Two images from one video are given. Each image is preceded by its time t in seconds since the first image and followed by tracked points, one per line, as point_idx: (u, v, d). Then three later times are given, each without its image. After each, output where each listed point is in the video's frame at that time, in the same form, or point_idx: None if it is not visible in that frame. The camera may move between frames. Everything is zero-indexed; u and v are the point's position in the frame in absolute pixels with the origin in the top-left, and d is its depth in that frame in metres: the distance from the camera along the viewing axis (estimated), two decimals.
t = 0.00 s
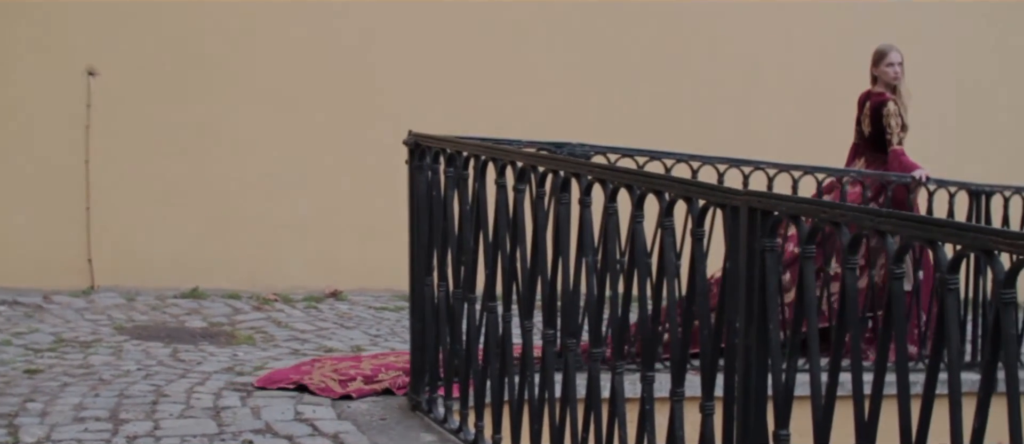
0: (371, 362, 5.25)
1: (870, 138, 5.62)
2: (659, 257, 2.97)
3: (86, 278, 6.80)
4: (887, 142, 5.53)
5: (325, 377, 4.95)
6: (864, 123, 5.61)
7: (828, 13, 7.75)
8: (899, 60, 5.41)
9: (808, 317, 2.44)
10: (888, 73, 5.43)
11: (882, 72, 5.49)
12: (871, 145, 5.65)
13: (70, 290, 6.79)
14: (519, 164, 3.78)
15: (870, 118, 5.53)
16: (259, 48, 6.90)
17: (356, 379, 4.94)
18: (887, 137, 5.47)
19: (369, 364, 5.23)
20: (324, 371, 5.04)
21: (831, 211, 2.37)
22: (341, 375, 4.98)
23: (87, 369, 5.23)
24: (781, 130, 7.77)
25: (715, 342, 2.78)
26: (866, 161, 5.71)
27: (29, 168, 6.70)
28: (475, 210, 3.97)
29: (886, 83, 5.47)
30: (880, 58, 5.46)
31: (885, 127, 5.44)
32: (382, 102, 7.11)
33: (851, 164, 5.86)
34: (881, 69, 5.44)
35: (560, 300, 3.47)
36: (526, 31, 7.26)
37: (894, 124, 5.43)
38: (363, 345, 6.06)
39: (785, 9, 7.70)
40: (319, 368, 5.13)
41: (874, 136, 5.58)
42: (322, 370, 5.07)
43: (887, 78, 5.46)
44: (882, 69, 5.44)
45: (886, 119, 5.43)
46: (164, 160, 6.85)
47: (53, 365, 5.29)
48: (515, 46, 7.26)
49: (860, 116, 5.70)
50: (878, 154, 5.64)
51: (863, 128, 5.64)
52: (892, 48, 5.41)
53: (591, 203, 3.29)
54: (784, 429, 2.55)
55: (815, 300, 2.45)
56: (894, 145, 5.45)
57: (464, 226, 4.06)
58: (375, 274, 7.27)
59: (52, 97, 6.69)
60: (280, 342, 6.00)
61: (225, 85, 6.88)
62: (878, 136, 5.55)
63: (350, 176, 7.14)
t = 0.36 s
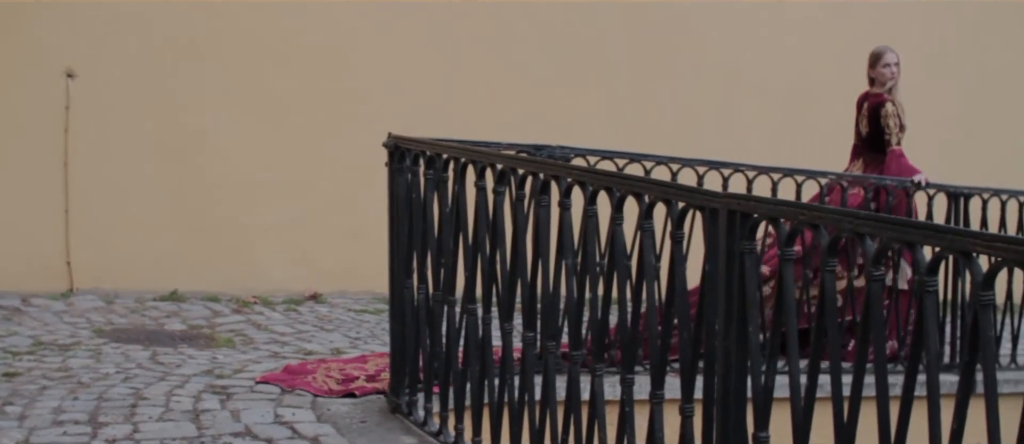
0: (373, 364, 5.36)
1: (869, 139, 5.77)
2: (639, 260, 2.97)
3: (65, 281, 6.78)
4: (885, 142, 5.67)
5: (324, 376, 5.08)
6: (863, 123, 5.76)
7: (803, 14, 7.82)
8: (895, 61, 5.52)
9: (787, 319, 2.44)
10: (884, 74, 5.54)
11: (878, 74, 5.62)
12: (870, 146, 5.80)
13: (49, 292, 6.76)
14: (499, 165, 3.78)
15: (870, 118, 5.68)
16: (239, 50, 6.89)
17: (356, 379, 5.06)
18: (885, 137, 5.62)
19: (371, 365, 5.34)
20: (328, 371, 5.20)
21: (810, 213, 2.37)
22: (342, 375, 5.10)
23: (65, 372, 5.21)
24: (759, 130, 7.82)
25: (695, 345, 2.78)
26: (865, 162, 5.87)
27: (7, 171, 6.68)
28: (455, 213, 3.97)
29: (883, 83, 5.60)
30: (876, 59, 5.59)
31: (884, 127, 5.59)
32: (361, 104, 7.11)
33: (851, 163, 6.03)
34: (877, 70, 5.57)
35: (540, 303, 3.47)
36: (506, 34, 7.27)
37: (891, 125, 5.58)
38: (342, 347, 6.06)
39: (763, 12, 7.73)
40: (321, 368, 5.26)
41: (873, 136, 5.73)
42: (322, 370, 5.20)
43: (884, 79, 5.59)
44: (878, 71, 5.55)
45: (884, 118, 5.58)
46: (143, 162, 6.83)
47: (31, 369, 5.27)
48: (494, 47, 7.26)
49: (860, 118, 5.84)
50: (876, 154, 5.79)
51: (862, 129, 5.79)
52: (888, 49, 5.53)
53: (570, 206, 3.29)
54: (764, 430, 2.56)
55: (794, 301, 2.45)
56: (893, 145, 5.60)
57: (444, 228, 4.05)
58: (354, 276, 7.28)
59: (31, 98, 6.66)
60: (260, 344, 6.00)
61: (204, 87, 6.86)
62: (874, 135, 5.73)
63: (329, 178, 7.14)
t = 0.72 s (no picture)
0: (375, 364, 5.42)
1: (862, 139, 5.83)
2: (621, 260, 2.97)
3: (47, 283, 6.76)
4: (882, 141, 5.74)
5: (326, 375, 5.16)
6: (858, 123, 5.83)
7: (781, 13, 7.86)
8: (893, 60, 5.63)
9: (770, 320, 2.45)
10: (882, 72, 5.64)
11: (876, 73, 5.71)
12: (863, 146, 5.86)
13: (31, 294, 6.75)
14: (481, 166, 3.77)
15: (866, 117, 5.74)
16: (221, 50, 6.88)
17: (358, 378, 5.13)
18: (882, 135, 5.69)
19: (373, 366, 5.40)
20: (329, 371, 5.26)
21: (792, 213, 2.37)
22: (345, 375, 5.17)
23: (48, 374, 5.20)
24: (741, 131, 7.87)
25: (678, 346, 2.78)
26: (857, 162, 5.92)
27: None
28: (438, 214, 3.97)
29: (881, 83, 5.69)
30: (875, 59, 5.68)
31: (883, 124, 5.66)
32: (343, 105, 7.11)
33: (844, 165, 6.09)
34: (876, 69, 5.66)
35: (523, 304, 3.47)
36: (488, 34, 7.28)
37: (889, 123, 5.66)
38: (325, 349, 6.06)
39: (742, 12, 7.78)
40: (324, 368, 5.34)
41: (867, 136, 5.79)
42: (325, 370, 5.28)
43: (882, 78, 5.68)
44: (876, 69, 5.66)
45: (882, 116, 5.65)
46: (125, 164, 6.82)
47: (14, 371, 5.27)
48: (477, 48, 7.27)
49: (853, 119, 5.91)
50: (869, 154, 5.85)
51: (856, 129, 5.86)
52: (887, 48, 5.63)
53: (553, 207, 3.29)
54: (748, 431, 2.56)
55: (776, 301, 2.46)
56: (890, 143, 5.69)
57: (427, 229, 4.05)
58: (336, 278, 7.28)
59: (14, 100, 6.66)
60: (242, 346, 5.99)
61: (186, 88, 6.86)
62: (870, 135, 5.77)
63: (312, 179, 7.14)
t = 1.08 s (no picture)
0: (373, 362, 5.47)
1: (856, 138, 5.86)
2: (605, 258, 2.97)
3: (29, 283, 6.71)
4: (876, 141, 5.77)
5: (327, 373, 5.21)
6: (851, 121, 5.85)
7: (760, 16, 7.99)
8: (889, 60, 5.66)
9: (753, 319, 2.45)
10: (879, 72, 5.67)
11: (871, 72, 5.73)
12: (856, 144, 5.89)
13: (14, 294, 6.68)
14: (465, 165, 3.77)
15: (859, 116, 5.77)
16: (205, 49, 6.87)
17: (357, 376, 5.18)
18: (877, 134, 5.72)
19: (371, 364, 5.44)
20: (331, 369, 5.32)
21: (776, 212, 2.38)
22: (344, 373, 5.22)
23: (31, 374, 5.19)
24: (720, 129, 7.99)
25: (662, 345, 2.78)
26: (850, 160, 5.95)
27: None
28: (422, 212, 3.97)
29: (877, 82, 5.72)
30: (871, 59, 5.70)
31: (878, 124, 5.69)
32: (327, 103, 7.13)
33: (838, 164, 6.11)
34: (873, 68, 5.69)
35: (506, 303, 3.47)
36: (469, 33, 7.32)
37: (885, 121, 5.69)
38: (309, 348, 6.05)
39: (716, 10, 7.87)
40: (323, 366, 5.38)
41: (860, 134, 5.82)
42: (324, 368, 5.33)
43: (878, 77, 5.71)
44: (873, 68, 5.68)
45: (877, 115, 5.68)
46: (109, 163, 6.79)
47: None
48: (460, 47, 7.32)
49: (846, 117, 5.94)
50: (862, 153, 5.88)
51: (849, 127, 5.88)
52: (884, 48, 5.66)
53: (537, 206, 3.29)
54: (731, 429, 2.56)
55: (760, 299, 2.46)
56: (887, 141, 5.71)
57: (411, 227, 4.04)
58: (320, 277, 7.29)
59: None
60: (226, 346, 5.98)
61: (170, 87, 6.83)
62: (862, 134, 5.80)
63: (296, 178, 7.14)
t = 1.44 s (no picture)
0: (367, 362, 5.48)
1: (846, 139, 5.86)
2: (587, 258, 2.97)
3: (11, 282, 6.72)
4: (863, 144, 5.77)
5: (321, 372, 5.22)
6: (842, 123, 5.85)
7: (747, 15, 7.96)
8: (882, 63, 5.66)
9: (736, 318, 2.45)
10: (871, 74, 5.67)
11: (864, 74, 5.73)
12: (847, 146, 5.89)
13: None
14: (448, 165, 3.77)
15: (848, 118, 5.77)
16: (185, 48, 6.86)
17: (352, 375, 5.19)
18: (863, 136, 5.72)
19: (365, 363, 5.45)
20: (326, 369, 5.33)
21: (758, 211, 2.38)
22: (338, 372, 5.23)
23: (12, 375, 5.18)
24: (708, 129, 7.96)
25: (645, 344, 2.78)
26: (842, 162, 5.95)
27: None
28: (404, 212, 3.96)
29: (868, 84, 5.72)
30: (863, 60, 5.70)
31: (865, 125, 5.69)
32: (308, 103, 7.12)
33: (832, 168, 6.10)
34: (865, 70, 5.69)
35: (489, 303, 3.47)
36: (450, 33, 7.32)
37: (872, 124, 5.69)
38: (291, 348, 6.04)
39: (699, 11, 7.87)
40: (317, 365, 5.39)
41: (850, 137, 5.82)
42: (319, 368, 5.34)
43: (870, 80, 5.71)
44: (865, 70, 5.68)
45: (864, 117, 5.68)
46: (89, 163, 6.80)
47: None
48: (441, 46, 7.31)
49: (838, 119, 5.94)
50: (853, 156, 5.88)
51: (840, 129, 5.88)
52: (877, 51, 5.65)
53: (519, 205, 3.28)
54: (714, 427, 2.56)
55: (742, 299, 2.46)
56: (872, 143, 5.71)
57: (393, 227, 4.04)
58: (301, 276, 7.28)
59: None
60: (208, 346, 5.97)
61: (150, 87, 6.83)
62: (853, 137, 5.80)
63: (277, 178, 7.14)
